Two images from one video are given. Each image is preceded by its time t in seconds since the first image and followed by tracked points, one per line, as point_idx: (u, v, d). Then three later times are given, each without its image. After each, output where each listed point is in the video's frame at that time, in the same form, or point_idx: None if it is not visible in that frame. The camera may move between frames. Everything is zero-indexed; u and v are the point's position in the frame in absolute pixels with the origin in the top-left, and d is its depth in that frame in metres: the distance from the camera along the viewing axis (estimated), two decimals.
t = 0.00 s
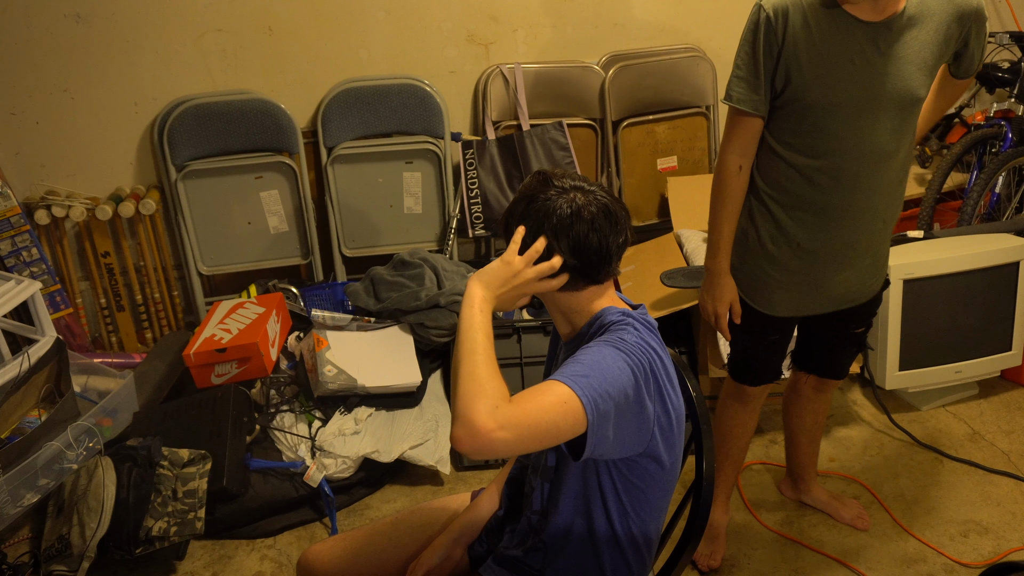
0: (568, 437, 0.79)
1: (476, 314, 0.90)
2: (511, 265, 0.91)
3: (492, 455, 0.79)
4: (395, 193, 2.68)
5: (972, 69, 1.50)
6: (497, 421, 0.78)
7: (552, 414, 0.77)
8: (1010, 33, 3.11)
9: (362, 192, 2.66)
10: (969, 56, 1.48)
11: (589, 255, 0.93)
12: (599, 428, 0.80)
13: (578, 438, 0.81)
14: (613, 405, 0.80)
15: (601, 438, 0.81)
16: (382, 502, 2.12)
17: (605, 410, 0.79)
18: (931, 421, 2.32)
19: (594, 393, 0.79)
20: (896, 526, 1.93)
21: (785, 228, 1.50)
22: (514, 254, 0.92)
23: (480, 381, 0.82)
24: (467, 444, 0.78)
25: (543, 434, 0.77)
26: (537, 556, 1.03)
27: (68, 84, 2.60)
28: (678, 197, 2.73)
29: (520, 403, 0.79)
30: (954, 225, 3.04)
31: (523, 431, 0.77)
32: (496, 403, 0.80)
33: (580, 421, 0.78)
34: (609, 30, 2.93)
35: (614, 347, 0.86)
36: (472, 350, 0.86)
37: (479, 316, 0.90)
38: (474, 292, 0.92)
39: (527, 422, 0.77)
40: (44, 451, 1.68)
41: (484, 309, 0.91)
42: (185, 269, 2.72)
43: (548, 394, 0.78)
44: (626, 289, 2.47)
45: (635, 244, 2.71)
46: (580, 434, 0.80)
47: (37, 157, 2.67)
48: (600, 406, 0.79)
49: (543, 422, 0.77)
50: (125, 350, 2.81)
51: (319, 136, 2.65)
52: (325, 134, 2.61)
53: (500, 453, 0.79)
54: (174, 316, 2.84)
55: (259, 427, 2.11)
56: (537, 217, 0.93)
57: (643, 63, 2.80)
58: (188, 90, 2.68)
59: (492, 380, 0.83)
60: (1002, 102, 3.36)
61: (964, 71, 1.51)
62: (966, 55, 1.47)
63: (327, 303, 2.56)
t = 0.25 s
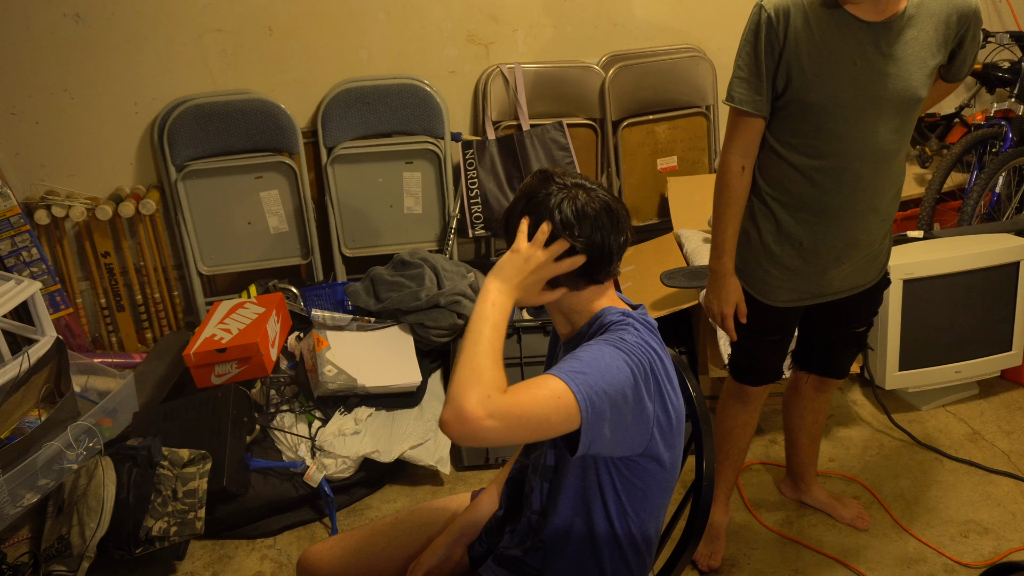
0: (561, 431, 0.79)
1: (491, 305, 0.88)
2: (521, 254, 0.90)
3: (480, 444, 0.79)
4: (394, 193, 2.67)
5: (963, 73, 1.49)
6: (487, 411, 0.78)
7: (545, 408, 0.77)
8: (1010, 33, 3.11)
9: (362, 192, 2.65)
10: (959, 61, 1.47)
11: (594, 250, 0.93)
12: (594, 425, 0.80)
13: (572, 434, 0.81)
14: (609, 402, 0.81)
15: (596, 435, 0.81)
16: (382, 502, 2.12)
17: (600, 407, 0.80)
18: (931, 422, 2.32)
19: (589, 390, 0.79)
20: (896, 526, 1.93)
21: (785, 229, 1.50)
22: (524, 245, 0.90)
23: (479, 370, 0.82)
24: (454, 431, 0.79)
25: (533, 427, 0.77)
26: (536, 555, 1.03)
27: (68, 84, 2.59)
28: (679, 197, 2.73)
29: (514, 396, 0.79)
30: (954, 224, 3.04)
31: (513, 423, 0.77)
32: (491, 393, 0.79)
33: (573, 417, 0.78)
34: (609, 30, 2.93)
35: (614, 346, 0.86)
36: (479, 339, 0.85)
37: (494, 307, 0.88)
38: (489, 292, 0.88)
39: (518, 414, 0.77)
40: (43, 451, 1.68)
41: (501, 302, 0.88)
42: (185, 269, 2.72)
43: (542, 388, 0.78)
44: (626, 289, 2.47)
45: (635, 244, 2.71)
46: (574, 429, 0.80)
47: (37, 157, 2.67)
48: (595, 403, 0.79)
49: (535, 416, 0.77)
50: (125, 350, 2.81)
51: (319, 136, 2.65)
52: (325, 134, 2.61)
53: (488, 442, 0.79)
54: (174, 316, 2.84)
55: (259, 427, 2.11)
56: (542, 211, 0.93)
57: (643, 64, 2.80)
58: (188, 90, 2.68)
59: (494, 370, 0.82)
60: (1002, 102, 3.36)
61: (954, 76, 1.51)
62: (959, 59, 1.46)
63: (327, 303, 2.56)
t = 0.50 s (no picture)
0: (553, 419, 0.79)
1: (512, 279, 0.87)
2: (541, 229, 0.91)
3: (465, 416, 0.78)
4: (394, 193, 2.67)
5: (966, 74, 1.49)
6: (478, 385, 0.77)
7: (537, 392, 0.77)
8: (1010, 33, 3.11)
9: (362, 192, 2.65)
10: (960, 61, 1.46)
11: (599, 242, 0.92)
12: (588, 416, 0.80)
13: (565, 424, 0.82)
14: (605, 394, 0.81)
15: (590, 428, 0.81)
16: (382, 502, 2.12)
17: (594, 397, 0.80)
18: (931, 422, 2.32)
19: (583, 380, 0.79)
20: (897, 527, 1.93)
21: (785, 229, 1.50)
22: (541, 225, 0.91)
23: (477, 343, 0.81)
24: (440, 396, 0.78)
25: (523, 411, 0.77)
26: (535, 554, 1.03)
27: (68, 84, 2.59)
28: (679, 197, 2.72)
29: (508, 376, 0.78)
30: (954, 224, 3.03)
31: (503, 402, 0.77)
32: (486, 368, 0.78)
33: (565, 404, 0.78)
34: (609, 30, 2.92)
35: (613, 342, 0.86)
36: (489, 310, 0.84)
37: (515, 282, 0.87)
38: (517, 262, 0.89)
39: (510, 395, 0.77)
40: (43, 451, 1.68)
41: (525, 276, 0.88)
42: (185, 269, 2.72)
43: (537, 373, 0.78)
44: (626, 289, 2.47)
45: (635, 244, 2.71)
46: (566, 419, 0.80)
47: (37, 157, 2.66)
48: (589, 394, 0.79)
49: (526, 399, 0.77)
50: (125, 350, 2.81)
51: (319, 136, 2.65)
52: (325, 134, 2.61)
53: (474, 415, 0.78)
54: (174, 316, 2.84)
55: (259, 427, 2.10)
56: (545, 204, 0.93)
57: (643, 64, 2.79)
58: (187, 90, 2.68)
59: (495, 344, 0.81)
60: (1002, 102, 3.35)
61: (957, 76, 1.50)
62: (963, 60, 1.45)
63: (327, 303, 2.56)
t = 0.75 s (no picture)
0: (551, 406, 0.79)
1: (527, 259, 0.86)
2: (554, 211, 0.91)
3: (461, 393, 0.78)
4: (394, 193, 2.67)
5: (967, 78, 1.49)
6: (477, 362, 0.77)
7: (535, 376, 0.77)
8: (1010, 33, 3.11)
9: (362, 192, 2.65)
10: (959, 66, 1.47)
11: (604, 231, 0.93)
12: (586, 407, 0.80)
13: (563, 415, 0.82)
14: (604, 387, 0.81)
15: (588, 420, 0.81)
16: (382, 502, 2.12)
17: (592, 388, 0.80)
18: (930, 422, 2.32)
19: (582, 370, 0.80)
20: (897, 526, 1.93)
21: (785, 229, 1.50)
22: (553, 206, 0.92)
23: (481, 321, 0.80)
24: (439, 370, 0.77)
25: (521, 394, 0.77)
26: (534, 553, 1.03)
27: (68, 85, 2.59)
28: (679, 197, 2.72)
29: (508, 358, 0.78)
30: (953, 224, 3.04)
31: (501, 384, 0.77)
32: (487, 347, 0.78)
33: (564, 393, 0.79)
34: (609, 30, 2.92)
35: (613, 337, 0.87)
36: (498, 289, 0.83)
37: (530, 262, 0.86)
38: (534, 242, 0.89)
39: (509, 377, 0.77)
40: (43, 451, 1.68)
41: (541, 256, 0.87)
42: (185, 269, 2.72)
43: (537, 359, 0.78)
44: (626, 289, 2.47)
45: (635, 244, 2.71)
46: (564, 408, 0.80)
47: (37, 157, 2.66)
48: (588, 385, 0.80)
49: (525, 383, 0.77)
50: (125, 350, 2.81)
51: (319, 136, 2.65)
52: (325, 134, 2.61)
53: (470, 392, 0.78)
54: (174, 316, 2.84)
55: (259, 427, 2.09)
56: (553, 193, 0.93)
57: (644, 64, 2.79)
58: (188, 90, 2.68)
59: (499, 323, 0.81)
60: (1002, 102, 3.35)
61: (956, 83, 1.50)
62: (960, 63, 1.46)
63: (327, 303, 2.56)
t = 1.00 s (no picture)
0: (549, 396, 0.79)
1: (537, 244, 0.87)
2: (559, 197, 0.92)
3: (461, 376, 0.79)
4: (394, 193, 2.67)
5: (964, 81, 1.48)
6: (477, 347, 0.78)
7: (534, 365, 0.77)
8: (1010, 33, 3.11)
9: (362, 192, 2.65)
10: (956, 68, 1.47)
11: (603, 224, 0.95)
12: (586, 401, 0.80)
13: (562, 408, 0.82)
14: (603, 382, 0.81)
15: (587, 415, 0.81)
16: (382, 502, 2.12)
17: (593, 382, 0.80)
18: (931, 422, 2.32)
19: (582, 363, 0.80)
20: (897, 527, 1.93)
21: (785, 229, 1.50)
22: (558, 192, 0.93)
23: (485, 306, 0.82)
24: (438, 350, 0.79)
25: (520, 382, 0.77)
26: (533, 553, 1.03)
27: (68, 85, 2.59)
28: (679, 197, 2.72)
29: (509, 346, 0.79)
30: (953, 224, 3.04)
31: (499, 371, 0.78)
32: (488, 332, 0.79)
33: (564, 386, 0.79)
34: (609, 30, 2.92)
35: (614, 334, 0.87)
36: (503, 275, 0.84)
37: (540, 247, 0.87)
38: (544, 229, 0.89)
39: (508, 364, 0.77)
40: (43, 451, 1.68)
41: (551, 243, 0.88)
42: (185, 269, 2.72)
43: (537, 348, 0.79)
44: (626, 289, 2.47)
45: (635, 244, 2.71)
46: (563, 401, 0.80)
47: (37, 158, 2.66)
48: (587, 378, 0.80)
49: (524, 371, 0.77)
50: (125, 350, 2.81)
51: (319, 136, 2.65)
52: (325, 134, 2.61)
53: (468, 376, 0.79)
54: (174, 316, 2.84)
55: (259, 428, 2.10)
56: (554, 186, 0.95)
57: (643, 64, 2.79)
58: (188, 90, 2.68)
59: (501, 310, 0.82)
60: (1002, 102, 3.35)
61: (952, 88, 1.51)
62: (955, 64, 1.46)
63: (327, 303, 2.56)
